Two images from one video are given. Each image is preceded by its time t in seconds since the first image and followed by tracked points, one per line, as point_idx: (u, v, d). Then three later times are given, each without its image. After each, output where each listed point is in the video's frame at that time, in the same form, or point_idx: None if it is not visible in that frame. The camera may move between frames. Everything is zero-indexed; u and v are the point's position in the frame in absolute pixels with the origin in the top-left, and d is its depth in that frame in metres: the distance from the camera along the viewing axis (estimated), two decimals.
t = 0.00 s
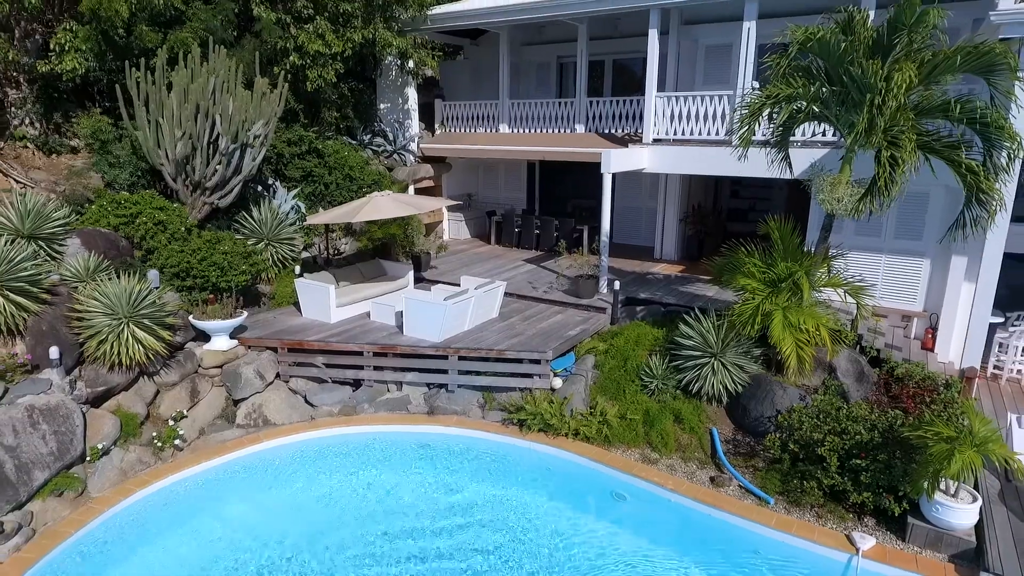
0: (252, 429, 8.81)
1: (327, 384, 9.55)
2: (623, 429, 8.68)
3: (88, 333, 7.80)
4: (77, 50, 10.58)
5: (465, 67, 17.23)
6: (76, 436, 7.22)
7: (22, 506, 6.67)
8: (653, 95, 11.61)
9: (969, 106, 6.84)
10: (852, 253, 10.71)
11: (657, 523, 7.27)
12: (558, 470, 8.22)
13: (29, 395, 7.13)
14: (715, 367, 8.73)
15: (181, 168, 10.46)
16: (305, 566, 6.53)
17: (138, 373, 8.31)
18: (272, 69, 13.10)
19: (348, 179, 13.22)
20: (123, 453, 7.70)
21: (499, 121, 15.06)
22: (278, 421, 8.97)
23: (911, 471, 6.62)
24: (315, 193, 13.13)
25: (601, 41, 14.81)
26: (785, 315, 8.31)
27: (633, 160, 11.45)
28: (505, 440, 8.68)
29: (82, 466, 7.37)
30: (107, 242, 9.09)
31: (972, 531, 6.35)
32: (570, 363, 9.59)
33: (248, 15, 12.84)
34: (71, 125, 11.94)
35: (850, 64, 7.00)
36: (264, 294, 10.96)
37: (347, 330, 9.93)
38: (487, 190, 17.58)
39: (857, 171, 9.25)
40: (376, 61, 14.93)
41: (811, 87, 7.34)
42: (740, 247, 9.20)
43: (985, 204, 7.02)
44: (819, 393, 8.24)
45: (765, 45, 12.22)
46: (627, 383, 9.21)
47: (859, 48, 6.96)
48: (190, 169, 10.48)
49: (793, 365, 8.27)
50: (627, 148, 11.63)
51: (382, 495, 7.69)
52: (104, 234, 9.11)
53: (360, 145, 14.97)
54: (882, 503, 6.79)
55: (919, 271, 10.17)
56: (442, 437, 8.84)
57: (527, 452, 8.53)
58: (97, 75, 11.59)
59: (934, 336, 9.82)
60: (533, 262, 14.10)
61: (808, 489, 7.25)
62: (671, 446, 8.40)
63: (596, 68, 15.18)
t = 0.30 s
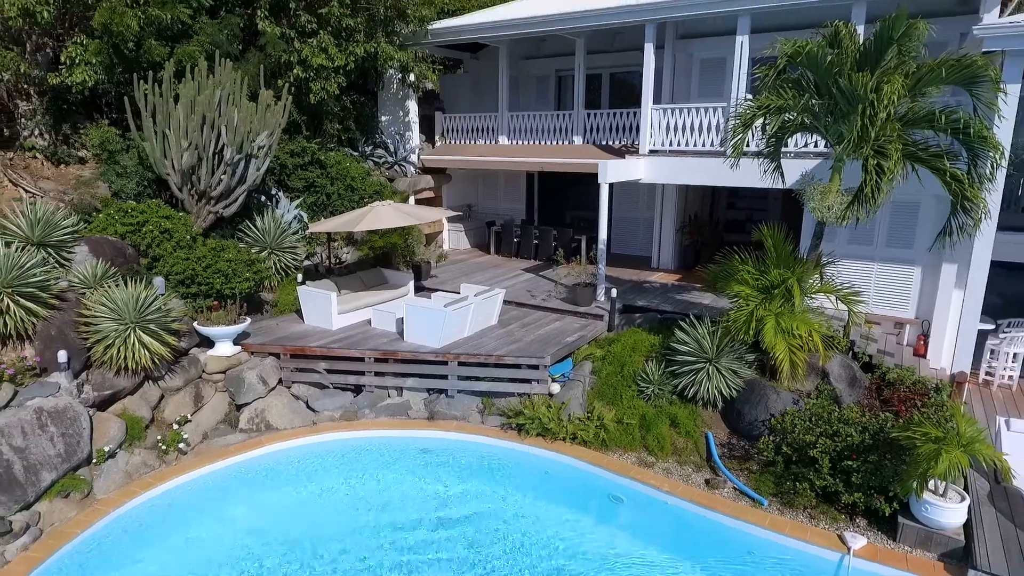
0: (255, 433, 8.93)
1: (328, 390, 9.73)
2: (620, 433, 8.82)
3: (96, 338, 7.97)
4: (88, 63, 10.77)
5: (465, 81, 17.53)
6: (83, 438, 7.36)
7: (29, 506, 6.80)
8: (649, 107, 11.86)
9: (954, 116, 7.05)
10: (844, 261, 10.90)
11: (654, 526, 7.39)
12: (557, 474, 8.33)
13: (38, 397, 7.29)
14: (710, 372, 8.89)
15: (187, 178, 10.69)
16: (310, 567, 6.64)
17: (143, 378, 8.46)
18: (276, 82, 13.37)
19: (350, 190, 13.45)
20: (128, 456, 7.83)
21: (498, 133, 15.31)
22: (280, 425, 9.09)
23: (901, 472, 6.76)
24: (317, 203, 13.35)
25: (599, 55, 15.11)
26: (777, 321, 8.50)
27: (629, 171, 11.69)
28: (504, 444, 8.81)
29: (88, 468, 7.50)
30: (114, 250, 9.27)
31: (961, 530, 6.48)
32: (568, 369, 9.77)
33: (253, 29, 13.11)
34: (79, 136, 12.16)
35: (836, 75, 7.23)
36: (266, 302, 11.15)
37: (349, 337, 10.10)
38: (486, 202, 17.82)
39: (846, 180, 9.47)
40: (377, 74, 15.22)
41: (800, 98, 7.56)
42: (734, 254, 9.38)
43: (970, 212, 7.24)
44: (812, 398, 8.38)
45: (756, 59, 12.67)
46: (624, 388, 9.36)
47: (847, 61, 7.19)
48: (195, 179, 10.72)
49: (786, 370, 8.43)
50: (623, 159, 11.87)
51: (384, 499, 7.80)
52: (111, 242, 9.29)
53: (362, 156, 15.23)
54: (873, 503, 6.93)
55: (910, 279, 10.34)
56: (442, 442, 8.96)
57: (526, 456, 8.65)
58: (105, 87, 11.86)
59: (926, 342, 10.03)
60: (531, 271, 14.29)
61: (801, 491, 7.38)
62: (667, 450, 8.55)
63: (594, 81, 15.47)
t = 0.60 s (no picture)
0: (255, 438, 9.05)
1: (327, 396, 9.86)
2: (614, 437, 8.97)
3: (100, 342, 8.13)
4: (95, 74, 11.03)
5: (464, 93, 17.83)
6: (86, 440, 7.50)
7: (34, 506, 6.94)
8: (644, 119, 12.11)
9: (936, 126, 7.29)
10: (834, 269, 11.09)
11: (647, 527, 7.52)
12: (552, 477, 8.46)
13: (43, 399, 7.44)
14: (703, 377, 9.05)
15: (190, 187, 10.93)
16: (309, 567, 6.76)
17: (146, 382, 8.62)
18: (278, 94, 13.64)
19: (350, 200, 13.66)
20: (130, 459, 7.97)
21: (496, 144, 15.57)
22: (279, 430, 9.22)
23: (888, 472, 6.90)
24: (317, 213, 13.56)
25: (595, 69, 15.41)
26: (768, 326, 8.69)
27: (624, 181, 11.92)
28: (500, 448, 8.95)
29: (91, 470, 7.63)
30: (118, 257, 9.42)
31: (947, 529, 6.62)
32: (564, 374, 9.84)
33: (256, 43, 13.40)
34: (85, 147, 12.37)
35: (821, 86, 7.47)
36: (268, 309, 11.32)
37: (348, 343, 10.28)
38: (484, 213, 18.06)
39: (833, 189, 9.71)
40: (377, 86, 15.51)
41: (787, 109, 7.80)
42: (726, 262, 9.56)
43: (951, 219, 7.47)
44: (803, 402, 8.54)
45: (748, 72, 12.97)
46: (618, 394, 9.52)
47: (832, 73, 7.43)
48: (198, 188, 10.96)
49: (777, 374, 8.60)
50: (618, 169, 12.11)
51: (382, 501, 7.93)
52: (115, 249, 9.46)
53: (361, 167, 15.48)
54: (862, 503, 7.06)
55: (900, 286, 10.52)
56: (439, 446, 9.09)
57: (522, 460, 8.79)
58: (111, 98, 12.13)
59: (917, 349, 10.12)
60: (529, 280, 14.48)
61: (791, 491, 7.52)
62: (660, 453, 8.70)
63: (590, 94, 15.77)
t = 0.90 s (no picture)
0: (254, 443, 9.18)
1: (325, 401, 10.00)
2: (608, 441, 9.13)
3: (103, 347, 8.29)
4: (101, 87, 11.28)
5: (462, 106, 18.13)
6: (88, 443, 7.64)
7: (37, 507, 7.05)
8: (637, 131, 12.38)
9: (916, 137, 7.53)
10: (824, 276, 11.28)
11: (640, 528, 7.66)
12: (546, 481, 8.60)
13: (47, 403, 7.58)
14: (695, 382, 9.21)
15: (192, 197, 11.17)
16: (308, 567, 6.89)
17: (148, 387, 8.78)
18: (279, 107, 13.90)
19: (349, 211, 13.88)
20: (131, 462, 8.10)
21: (493, 156, 15.82)
22: (278, 435, 9.35)
23: (874, 472, 7.06)
24: (317, 223, 13.76)
25: (590, 82, 15.72)
26: (758, 332, 8.88)
27: (618, 191, 12.14)
28: (495, 452, 9.10)
29: (93, 473, 7.76)
30: (121, 265, 9.62)
31: (931, 529, 6.76)
32: (558, 381, 10.13)
33: (257, 57, 13.68)
34: (89, 157, 12.61)
35: (806, 99, 7.71)
36: (267, 317, 11.44)
37: (346, 349, 10.44)
38: (482, 224, 18.28)
39: (818, 198, 9.93)
40: (376, 99, 15.80)
41: (773, 121, 8.04)
42: (716, 269, 9.76)
43: (932, 227, 7.71)
44: (792, 406, 8.70)
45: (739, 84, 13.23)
46: (612, 399, 9.67)
47: (816, 86, 7.67)
48: (200, 199, 11.19)
49: (766, 379, 8.78)
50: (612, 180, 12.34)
51: (380, 504, 8.06)
52: (119, 257, 9.64)
53: (360, 179, 15.74)
54: (849, 504, 7.21)
55: (889, 294, 10.71)
56: (436, 451, 9.23)
57: (516, 464, 8.93)
58: (116, 110, 12.39)
59: (905, 355, 10.33)
60: (525, 289, 14.67)
61: (780, 493, 7.67)
62: (653, 457, 8.86)
63: (585, 107, 16.06)
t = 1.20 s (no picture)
0: (254, 447, 9.32)
1: (324, 408, 10.16)
2: (602, 446, 9.29)
3: (107, 353, 8.49)
4: (107, 100, 11.56)
5: (460, 119, 18.44)
6: (92, 446, 7.80)
7: (40, 508, 7.21)
8: (631, 143, 12.66)
9: (898, 148, 7.78)
10: (815, 285, 11.51)
11: (632, 531, 7.80)
12: (541, 485, 8.74)
13: (52, 406, 7.75)
14: (688, 389, 9.40)
15: (194, 207, 11.40)
16: (307, 568, 7.02)
17: (150, 392, 8.95)
18: (280, 120, 14.18)
19: (349, 221, 14.11)
20: (133, 466, 8.25)
21: (490, 168, 16.06)
22: (278, 440, 9.50)
23: (859, 474, 7.23)
24: (317, 234, 13.99)
25: (586, 96, 16.03)
26: (748, 339, 9.08)
27: (612, 202, 12.37)
28: (491, 457, 9.24)
29: (95, 476, 7.91)
30: (125, 273, 9.84)
31: (917, 529, 6.91)
32: (553, 387, 10.23)
33: (260, 71, 13.95)
34: (94, 169, 12.75)
35: (790, 111, 7.96)
36: (267, 325, 11.60)
37: (345, 357, 10.62)
38: (480, 235, 18.51)
39: (805, 210, 10.19)
40: (376, 113, 16.11)
41: (759, 133, 8.29)
42: (708, 278, 9.97)
43: (915, 234, 7.93)
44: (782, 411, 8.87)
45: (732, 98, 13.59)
46: (606, 405, 9.86)
47: (800, 99, 7.93)
48: (203, 209, 11.42)
49: (756, 384, 8.97)
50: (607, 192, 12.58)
51: (377, 508, 8.18)
52: (123, 265, 9.86)
53: (360, 190, 16.00)
54: (836, 505, 7.37)
55: (878, 303, 10.90)
56: (432, 456, 9.37)
57: (512, 469, 9.07)
58: (121, 123, 12.67)
59: (895, 362, 10.40)
60: (522, 299, 14.88)
61: (769, 495, 7.82)
62: (645, 462, 9.01)
63: (581, 121, 16.36)
